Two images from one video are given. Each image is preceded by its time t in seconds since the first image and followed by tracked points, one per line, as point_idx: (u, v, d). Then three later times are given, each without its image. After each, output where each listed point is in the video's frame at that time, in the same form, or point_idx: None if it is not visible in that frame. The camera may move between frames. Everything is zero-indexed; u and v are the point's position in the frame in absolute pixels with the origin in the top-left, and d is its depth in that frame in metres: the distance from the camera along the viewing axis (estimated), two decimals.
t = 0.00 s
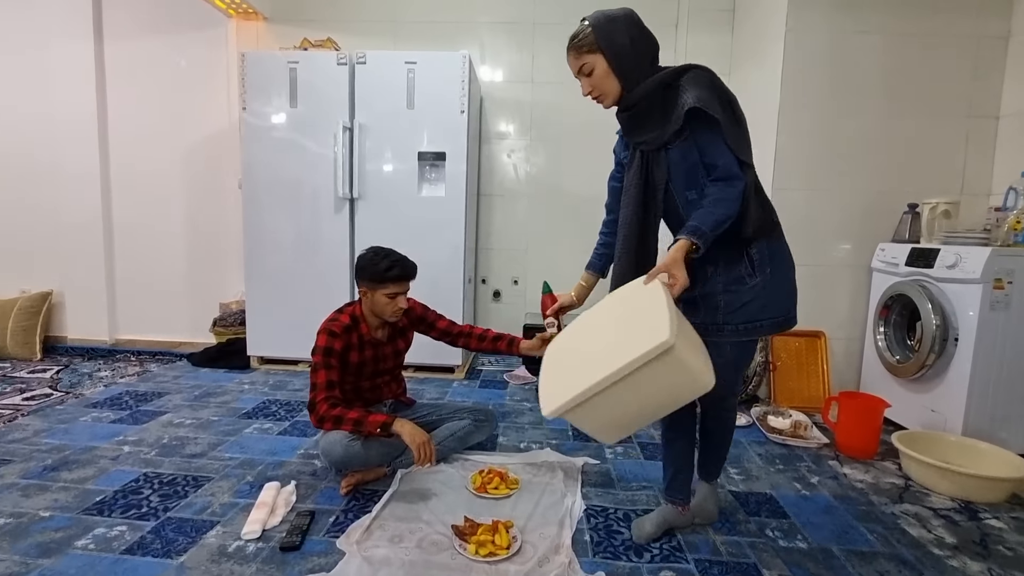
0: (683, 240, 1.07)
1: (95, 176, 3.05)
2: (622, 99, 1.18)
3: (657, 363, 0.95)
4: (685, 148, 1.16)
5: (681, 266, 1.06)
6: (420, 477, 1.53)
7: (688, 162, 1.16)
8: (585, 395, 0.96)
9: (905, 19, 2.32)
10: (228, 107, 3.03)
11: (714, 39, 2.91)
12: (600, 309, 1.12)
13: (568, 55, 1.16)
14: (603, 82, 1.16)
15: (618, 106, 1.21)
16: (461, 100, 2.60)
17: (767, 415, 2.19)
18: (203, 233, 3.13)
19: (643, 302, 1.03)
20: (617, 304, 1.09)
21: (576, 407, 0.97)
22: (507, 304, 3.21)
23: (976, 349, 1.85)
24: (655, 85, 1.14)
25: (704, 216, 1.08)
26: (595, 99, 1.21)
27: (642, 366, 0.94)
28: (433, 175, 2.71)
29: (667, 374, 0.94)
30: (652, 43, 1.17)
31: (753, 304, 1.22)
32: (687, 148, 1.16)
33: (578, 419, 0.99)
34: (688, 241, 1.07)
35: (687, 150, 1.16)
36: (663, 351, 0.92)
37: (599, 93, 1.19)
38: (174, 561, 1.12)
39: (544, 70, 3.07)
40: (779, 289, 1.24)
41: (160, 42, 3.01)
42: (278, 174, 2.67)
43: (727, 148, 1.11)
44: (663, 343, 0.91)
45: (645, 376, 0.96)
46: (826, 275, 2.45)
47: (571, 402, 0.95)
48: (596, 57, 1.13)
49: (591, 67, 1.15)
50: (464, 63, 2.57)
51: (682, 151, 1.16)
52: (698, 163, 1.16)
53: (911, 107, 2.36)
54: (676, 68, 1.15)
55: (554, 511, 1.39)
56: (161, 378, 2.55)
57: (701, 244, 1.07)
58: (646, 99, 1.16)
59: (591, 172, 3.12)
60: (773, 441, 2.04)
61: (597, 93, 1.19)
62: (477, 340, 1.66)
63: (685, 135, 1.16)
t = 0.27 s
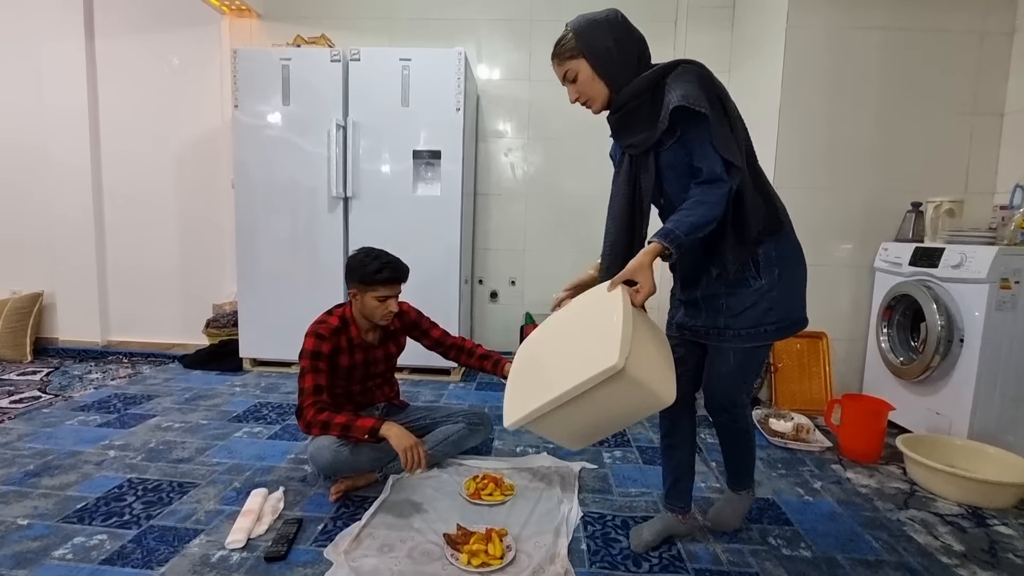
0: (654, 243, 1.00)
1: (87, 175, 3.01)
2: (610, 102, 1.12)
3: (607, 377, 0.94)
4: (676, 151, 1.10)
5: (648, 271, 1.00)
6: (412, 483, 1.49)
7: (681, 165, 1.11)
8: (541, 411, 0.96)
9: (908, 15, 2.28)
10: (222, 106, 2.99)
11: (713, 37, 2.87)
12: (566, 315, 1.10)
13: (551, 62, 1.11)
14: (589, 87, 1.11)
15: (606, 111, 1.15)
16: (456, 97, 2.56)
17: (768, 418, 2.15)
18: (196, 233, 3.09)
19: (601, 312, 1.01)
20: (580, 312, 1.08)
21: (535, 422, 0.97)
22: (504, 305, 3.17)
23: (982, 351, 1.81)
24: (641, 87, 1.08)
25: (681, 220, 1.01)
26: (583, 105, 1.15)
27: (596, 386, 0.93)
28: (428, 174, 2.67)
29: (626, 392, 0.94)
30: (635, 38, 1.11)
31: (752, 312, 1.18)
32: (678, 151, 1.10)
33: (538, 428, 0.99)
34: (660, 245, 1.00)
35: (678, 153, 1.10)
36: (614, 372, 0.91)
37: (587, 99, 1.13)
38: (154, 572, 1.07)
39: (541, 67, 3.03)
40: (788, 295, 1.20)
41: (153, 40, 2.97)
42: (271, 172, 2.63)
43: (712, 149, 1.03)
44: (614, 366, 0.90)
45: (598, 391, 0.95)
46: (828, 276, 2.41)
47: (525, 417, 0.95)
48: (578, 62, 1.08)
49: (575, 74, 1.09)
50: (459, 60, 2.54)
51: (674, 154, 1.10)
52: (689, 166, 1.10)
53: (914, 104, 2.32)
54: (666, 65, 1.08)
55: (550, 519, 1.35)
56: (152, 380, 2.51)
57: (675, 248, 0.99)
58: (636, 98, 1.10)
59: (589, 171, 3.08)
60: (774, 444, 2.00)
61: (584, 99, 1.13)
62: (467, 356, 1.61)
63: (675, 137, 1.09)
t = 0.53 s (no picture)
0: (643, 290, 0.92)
1: (82, 174, 2.98)
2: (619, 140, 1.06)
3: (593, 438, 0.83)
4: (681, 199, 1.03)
5: (634, 318, 0.90)
6: (408, 486, 1.46)
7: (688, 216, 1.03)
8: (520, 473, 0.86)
9: (912, 10, 2.25)
10: (218, 104, 2.97)
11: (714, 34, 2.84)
12: (553, 362, 1.00)
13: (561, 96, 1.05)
14: (600, 123, 1.04)
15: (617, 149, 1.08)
16: (454, 95, 2.53)
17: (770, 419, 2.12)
18: (192, 232, 3.06)
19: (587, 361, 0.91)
20: (567, 360, 0.97)
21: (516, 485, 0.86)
22: (503, 305, 3.15)
23: (989, 351, 1.78)
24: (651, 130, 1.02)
25: (677, 266, 0.92)
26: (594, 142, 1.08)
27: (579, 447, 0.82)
28: (426, 172, 2.64)
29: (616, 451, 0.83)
30: (651, 76, 1.04)
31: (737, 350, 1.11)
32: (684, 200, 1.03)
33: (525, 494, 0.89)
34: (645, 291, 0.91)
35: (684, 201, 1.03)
36: (596, 439, 0.79)
37: (598, 136, 1.06)
38: None
39: (540, 64, 3.00)
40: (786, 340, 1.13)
41: (149, 37, 2.94)
42: (267, 171, 2.61)
43: (718, 198, 0.94)
44: (594, 431, 0.79)
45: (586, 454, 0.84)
46: (831, 275, 2.38)
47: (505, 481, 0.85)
48: (590, 97, 1.02)
49: (585, 108, 1.03)
50: (457, 56, 2.51)
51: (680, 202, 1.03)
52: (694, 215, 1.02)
53: (919, 100, 2.29)
54: (681, 108, 1.02)
55: (549, 523, 1.32)
56: (147, 381, 2.48)
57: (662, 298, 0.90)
58: (646, 141, 1.04)
59: (589, 169, 3.05)
60: (777, 446, 1.97)
61: (594, 135, 1.06)
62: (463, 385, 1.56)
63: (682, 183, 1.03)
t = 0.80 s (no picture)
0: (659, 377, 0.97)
1: (79, 173, 2.97)
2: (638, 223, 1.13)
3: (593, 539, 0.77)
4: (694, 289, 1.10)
5: (647, 404, 0.94)
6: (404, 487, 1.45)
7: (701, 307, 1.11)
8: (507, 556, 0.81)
9: (913, 8, 2.24)
10: (216, 102, 2.96)
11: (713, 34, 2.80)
12: (556, 441, 0.98)
13: (581, 169, 1.12)
14: (617, 201, 1.10)
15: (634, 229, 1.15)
16: (452, 93, 2.52)
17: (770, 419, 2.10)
18: (189, 232, 3.05)
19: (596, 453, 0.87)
20: (571, 441, 0.96)
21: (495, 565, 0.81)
22: (502, 304, 3.13)
23: (989, 350, 1.77)
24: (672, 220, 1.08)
25: (694, 355, 0.99)
26: (609, 216, 1.15)
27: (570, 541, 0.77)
28: (424, 170, 2.63)
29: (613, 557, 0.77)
30: (672, 166, 1.10)
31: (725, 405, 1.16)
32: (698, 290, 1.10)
33: None
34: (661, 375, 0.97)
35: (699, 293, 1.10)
36: (594, 532, 0.75)
37: (613, 212, 1.13)
38: None
39: (539, 63, 2.99)
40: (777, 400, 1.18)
41: (146, 36, 2.93)
42: (264, 169, 2.59)
43: (736, 298, 1.01)
44: (592, 524, 0.75)
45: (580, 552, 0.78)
46: (831, 274, 2.37)
47: (489, 561, 0.80)
48: (608, 174, 1.09)
49: (604, 185, 1.10)
50: (455, 54, 2.50)
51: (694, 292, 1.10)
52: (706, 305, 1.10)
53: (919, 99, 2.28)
54: (704, 204, 1.08)
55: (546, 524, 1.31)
56: (143, 381, 2.47)
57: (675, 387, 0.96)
58: (667, 228, 1.09)
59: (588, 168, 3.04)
60: (776, 445, 1.95)
61: (610, 211, 1.13)
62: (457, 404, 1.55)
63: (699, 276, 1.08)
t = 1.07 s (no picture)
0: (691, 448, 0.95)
1: (78, 172, 2.97)
2: (656, 285, 1.12)
3: None
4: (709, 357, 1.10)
5: (684, 482, 0.91)
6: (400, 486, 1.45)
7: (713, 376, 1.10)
8: None
9: (911, 8, 2.24)
10: (215, 102, 2.96)
11: (712, 33, 2.80)
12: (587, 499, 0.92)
13: (607, 223, 1.11)
14: (638, 261, 1.09)
15: (651, 289, 1.14)
16: (451, 92, 2.52)
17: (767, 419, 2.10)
18: (189, 231, 3.05)
19: (634, 516, 0.85)
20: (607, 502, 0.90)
21: None
22: (501, 304, 3.14)
23: (986, 351, 1.77)
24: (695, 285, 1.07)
25: (721, 429, 0.97)
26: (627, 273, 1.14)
27: None
28: (423, 170, 2.64)
29: None
30: (698, 233, 1.10)
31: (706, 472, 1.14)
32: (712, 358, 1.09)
33: None
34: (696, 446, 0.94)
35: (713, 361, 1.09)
36: None
37: (632, 270, 1.12)
38: None
39: (538, 62, 2.99)
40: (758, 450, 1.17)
41: (145, 35, 2.93)
42: (263, 169, 2.60)
43: (757, 374, 1.01)
44: None
45: None
46: (829, 275, 2.37)
47: None
48: (634, 234, 1.08)
49: (627, 242, 1.09)
50: (454, 54, 2.50)
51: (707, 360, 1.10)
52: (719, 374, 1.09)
53: (919, 100, 2.28)
54: (724, 278, 1.09)
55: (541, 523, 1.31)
56: (141, 380, 2.48)
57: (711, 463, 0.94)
58: (685, 294, 1.09)
59: (587, 169, 3.04)
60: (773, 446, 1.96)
61: (630, 270, 1.12)
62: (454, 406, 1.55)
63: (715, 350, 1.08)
